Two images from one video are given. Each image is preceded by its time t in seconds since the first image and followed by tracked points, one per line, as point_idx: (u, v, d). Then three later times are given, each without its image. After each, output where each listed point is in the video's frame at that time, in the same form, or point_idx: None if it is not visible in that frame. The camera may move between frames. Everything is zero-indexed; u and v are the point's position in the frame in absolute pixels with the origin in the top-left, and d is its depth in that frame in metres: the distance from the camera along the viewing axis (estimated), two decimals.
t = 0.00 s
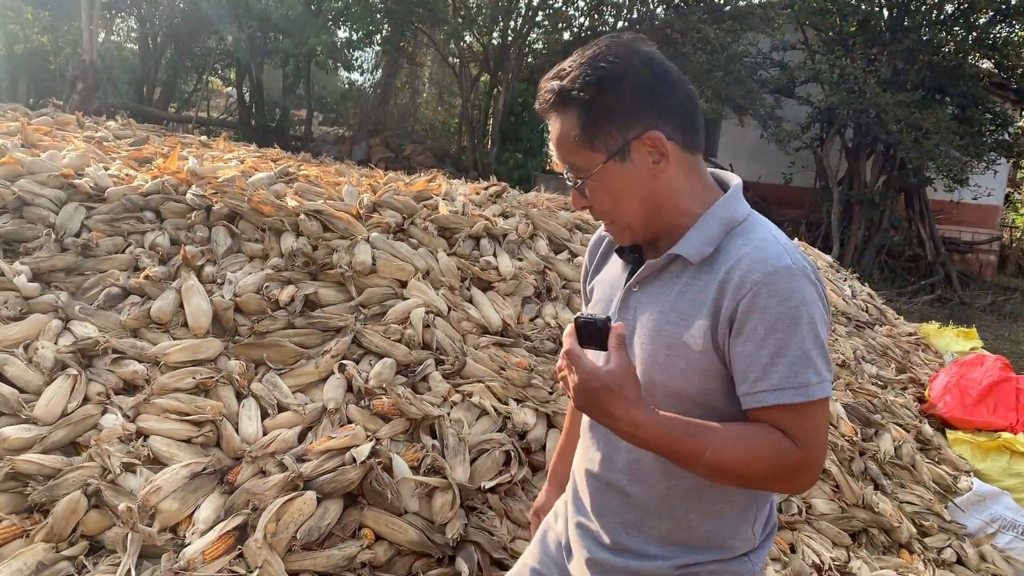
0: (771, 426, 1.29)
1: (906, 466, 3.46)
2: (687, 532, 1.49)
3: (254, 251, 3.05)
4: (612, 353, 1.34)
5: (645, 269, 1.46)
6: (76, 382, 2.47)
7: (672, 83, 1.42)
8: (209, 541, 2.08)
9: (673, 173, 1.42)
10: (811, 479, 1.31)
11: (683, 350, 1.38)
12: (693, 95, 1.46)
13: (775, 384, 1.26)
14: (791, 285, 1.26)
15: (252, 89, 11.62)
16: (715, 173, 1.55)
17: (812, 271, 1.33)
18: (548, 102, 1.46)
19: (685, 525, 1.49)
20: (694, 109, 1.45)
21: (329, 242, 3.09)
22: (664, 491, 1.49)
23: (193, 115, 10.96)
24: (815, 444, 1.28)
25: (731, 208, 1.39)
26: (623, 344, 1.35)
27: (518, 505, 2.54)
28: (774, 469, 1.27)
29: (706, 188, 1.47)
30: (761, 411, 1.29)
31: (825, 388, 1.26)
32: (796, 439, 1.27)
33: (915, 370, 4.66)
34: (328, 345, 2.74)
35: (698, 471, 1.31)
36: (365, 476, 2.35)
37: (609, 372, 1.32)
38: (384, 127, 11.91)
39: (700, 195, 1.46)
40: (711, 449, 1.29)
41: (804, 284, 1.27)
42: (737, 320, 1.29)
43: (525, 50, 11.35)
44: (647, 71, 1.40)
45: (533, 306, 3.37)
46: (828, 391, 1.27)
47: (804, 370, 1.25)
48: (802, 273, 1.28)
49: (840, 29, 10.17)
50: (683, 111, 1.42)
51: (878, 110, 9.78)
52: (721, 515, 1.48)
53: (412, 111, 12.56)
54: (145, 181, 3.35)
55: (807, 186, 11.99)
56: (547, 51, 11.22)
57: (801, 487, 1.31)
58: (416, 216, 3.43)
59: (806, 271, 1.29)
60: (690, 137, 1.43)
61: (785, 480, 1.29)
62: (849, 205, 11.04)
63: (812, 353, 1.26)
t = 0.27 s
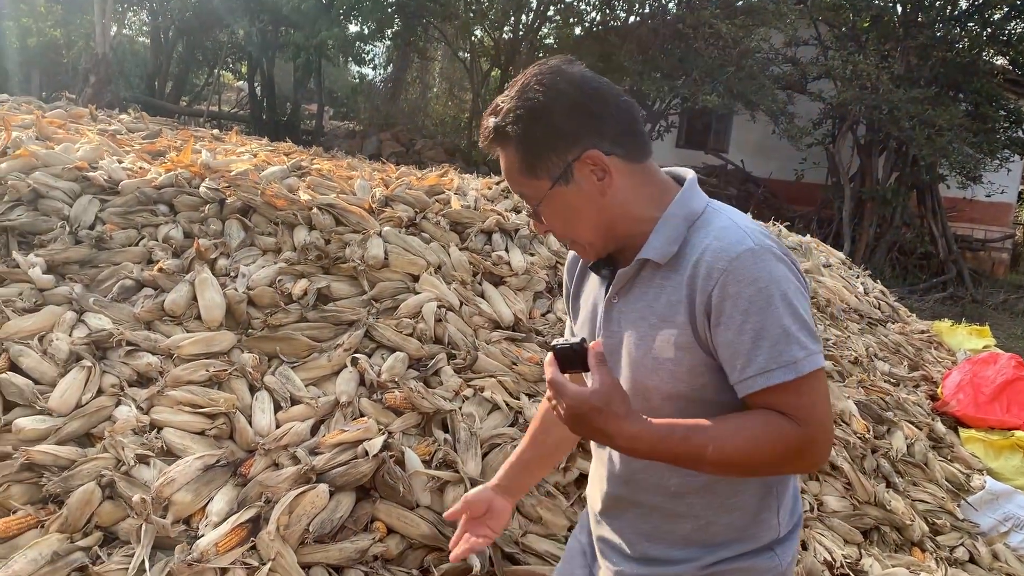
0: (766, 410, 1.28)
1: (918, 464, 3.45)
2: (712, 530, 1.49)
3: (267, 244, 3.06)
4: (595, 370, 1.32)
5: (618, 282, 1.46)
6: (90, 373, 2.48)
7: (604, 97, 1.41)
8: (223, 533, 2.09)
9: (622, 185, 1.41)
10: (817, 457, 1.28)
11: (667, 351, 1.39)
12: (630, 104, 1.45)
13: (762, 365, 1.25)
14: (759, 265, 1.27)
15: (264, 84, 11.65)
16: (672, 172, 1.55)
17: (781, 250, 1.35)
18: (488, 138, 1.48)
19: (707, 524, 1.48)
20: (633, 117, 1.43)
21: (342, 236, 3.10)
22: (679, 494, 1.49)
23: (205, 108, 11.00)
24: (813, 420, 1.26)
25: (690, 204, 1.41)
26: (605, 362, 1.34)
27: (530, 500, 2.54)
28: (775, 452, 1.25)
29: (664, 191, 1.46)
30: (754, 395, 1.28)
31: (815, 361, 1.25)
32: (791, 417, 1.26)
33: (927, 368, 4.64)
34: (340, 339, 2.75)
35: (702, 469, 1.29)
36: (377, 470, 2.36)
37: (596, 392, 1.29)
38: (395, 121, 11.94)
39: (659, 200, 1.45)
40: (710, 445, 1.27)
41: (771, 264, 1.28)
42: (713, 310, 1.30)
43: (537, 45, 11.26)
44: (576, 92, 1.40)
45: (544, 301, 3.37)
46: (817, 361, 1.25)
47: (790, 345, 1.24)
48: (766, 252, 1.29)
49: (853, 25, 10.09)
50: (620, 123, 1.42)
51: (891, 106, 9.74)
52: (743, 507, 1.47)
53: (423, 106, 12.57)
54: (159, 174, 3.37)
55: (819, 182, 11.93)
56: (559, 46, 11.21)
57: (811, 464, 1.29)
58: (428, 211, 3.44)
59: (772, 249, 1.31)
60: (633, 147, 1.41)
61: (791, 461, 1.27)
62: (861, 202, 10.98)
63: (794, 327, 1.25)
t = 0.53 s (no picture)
0: (755, 408, 1.28)
1: (939, 462, 3.42)
2: (717, 528, 1.48)
3: (287, 236, 3.07)
4: (583, 366, 1.34)
5: (615, 281, 1.47)
6: (111, 363, 2.51)
7: (607, 95, 1.41)
8: (243, 522, 2.10)
9: (616, 183, 1.43)
10: (808, 458, 1.28)
11: (661, 351, 1.39)
12: (636, 104, 1.45)
13: (751, 365, 1.26)
14: (749, 265, 1.27)
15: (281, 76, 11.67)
16: (676, 170, 1.55)
17: (776, 248, 1.34)
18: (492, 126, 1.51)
19: (711, 521, 1.48)
20: (637, 117, 1.43)
21: (361, 229, 3.11)
22: (683, 492, 1.49)
23: (223, 101, 11.06)
24: (802, 421, 1.26)
25: (685, 202, 1.41)
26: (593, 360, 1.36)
27: (548, 493, 2.55)
28: (763, 452, 1.26)
29: (663, 191, 1.47)
30: (744, 394, 1.29)
31: (805, 361, 1.25)
32: (779, 416, 1.26)
33: (948, 365, 4.59)
34: (359, 331, 2.76)
35: (690, 467, 1.31)
36: (396, 461, 2.37)
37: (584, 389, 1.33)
38: (412, 114, 11.94)
39: (655, 200, 1.46)
40: (696, 444, 1.28)
41: (761, 264, 1.27)
42: (704, 310, 1.31)
43: (554, 38, 11.18)
44: (577, 88, 1.41)
45: (562, 295, 3.37)
46: (806, 360, 1.25)
47: (777, 345, 1.24)
48: (756, 251, 1.29)
49: (873, 18, 9.96)
50: (621, 123, 1.42)
51: (911, 101, 9.64)
52: (749, 505, 1.45)
53: (439, 99, 12.56)
54: (179, 165, 3.39)
55: (837, 177, 11.81)
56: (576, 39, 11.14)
57: (802, 462, 1.28)
58: (447, 204, 3.44)
59: (764, 248, 1.30)
60: (631, 148, 1.42)
61: (779, 460, 1.27)
62: (880, 198, 10.87)
63: (783, 326, 1.25)
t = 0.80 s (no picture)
0: (740, 386, 1.27)
1: (961, 457, 3.38)
2: (709, 514, 1.46)
3: (306, 226, 3.08)
4: (570, 338, 1.34)
5: (613, 260, 1.48)
6: (131, 351, 2.53)
7: (613, 74, 1.42)
8: (261, 511, 2.12)
9: (616, 162, 1.43)
10: (792, 438, 1.26)
11: (653, 328, 1.39)
12: (642, 84, 1.45)
13: (736, 341, 1.25)
14: (740, 241, 1.27)
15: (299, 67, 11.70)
16: (678, 155, 1.55)
17: (771, 228, 1.33)
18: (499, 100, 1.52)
19: (702, 505, 1.46)
20: (641, 97, 1.43)
21: (380, 219, 3.11)
22: (673, 475, 1.47)
23: (242, 92, 11.11)
24: (787, 399, 1.24)
25: (683, 182, 1.41)
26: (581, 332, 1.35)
27: (565, 485, 2.54)
28: (745, 429, 1.25)
29: (663, 172, 1.47)
30: (729, 371, 1.28)
31: (791, 341, 1.24)
32: (762, 394, 1.25)
33: (970, 359, 4.53)
34: (377, 321, 2.77)
35: (671, 442, 1.29)
36: (414, 451, 2.37)
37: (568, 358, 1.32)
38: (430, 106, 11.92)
39: (653, 180, 1.46)
40: (676, 418, 1.27)
41: (752, 241, 1.27)
42: (694, 286, 1.30)
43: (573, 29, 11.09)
44: (584, 66, 1.41)
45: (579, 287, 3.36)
46: (793, 340, 1.24)
47: (764, 322, 1.24)
48: (749, 228, 1.29)
49: (895, 10, 9.77)
50: (626, 102, 1.42)
51: (934, 93, 9.51)
52: (741, 489, 1.44)
53: (457, 91, 12.55)
54: (199, 155, 3.41)
55: (858, 170, 11.67)
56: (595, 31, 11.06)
57: (784, 443, 1.26)
58: (465, 194, 3.43)
59: (757, 227, 1.30)
60: (634, 127, 1.42)
61: (761, 439, 1.25)
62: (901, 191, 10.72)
63: (771, 304, 1.24)
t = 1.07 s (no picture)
0: (758, 371, 1.25)
1: (980, 451, 3.33)
2: (714, 503, 1.45)
3: (321, 218, 3.08)
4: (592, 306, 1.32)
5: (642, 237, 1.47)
6: (148, 343, 2.54)
7: (667, 52, 1.42)
8: (276, 502, 2.12)
9: (656, 139, 1.43)
10: (805, 429, 1.24)
11: (675, 308, 1.38)
12: (694, 68, 1.45)
13: (757, 325, 1.24)
14: (772, 227, 1.26)
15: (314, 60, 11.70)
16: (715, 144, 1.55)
17: (803, 221, 1.32)
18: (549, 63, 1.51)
19: (707, 492, 1.44)
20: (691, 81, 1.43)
21: (394, 211, 3.10)
22: (680, 461, 1.45)
23: (257, 85, 11.15)
24: (804, 389, 1.23)
25: (720, 167, 1.40)
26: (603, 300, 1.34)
27: (579, 478, 2.54)
28: (758, 413, 1.23)
29: (700, 157, 1.47)
30: (747, 356, 1.26)
31: (814, 331, 1.22)
32: (779, 380, 1.24)
33: (989, 353, 4.47)
34: (392, 313, 2.77)
35: (680, 418, 1.27)
36: (429, 443, 2.37)
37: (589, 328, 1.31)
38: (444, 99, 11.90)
39: (688, 163, 1.46)
40: (689, 394, 1.25)
41: (784, 229, 1.26)
42: (721, 267, 1.29)
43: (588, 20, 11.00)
44: (641, 38, 1.41)
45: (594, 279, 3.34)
46: (817, 330, 1.22)
47: (788, 310, 1.22)
48: (782, 215, 1.27)
49: None
50: (674, 82, 1.41)
51: (954, 85, 9.38)
52: (747, 479, 1.42)
53: (471, 83, 12.52)
54: (215, 147, 3.42)
55: (876, 162, 11.53)
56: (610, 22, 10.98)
57: (797, 431, 1.25)
58: (479, 186, 3.42)
59: (790, 216, 1.28)
60: (679, 108, 1.42)
61: (775, 425, 1.24)
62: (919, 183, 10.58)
63: (798, 293, 1.23)
